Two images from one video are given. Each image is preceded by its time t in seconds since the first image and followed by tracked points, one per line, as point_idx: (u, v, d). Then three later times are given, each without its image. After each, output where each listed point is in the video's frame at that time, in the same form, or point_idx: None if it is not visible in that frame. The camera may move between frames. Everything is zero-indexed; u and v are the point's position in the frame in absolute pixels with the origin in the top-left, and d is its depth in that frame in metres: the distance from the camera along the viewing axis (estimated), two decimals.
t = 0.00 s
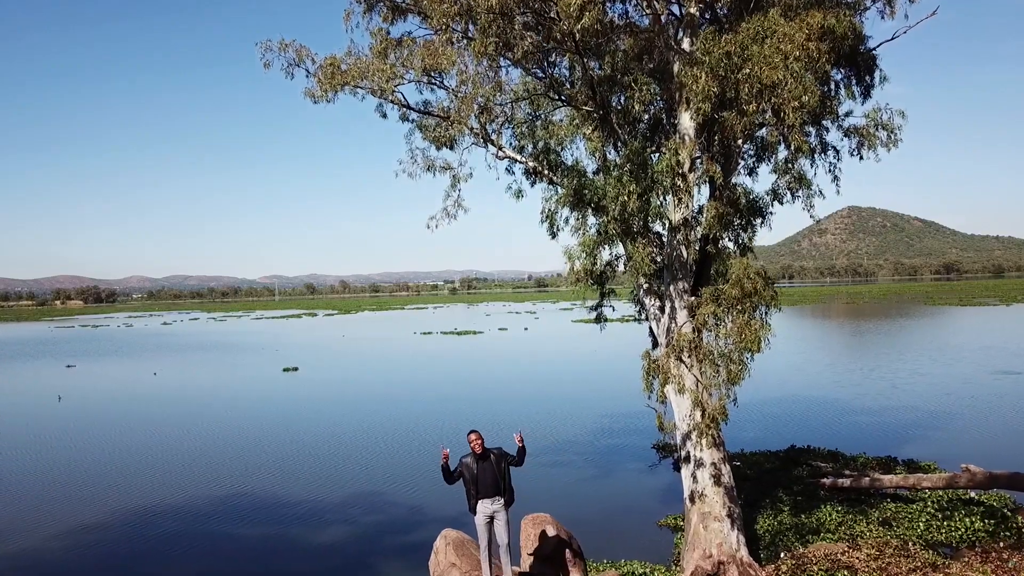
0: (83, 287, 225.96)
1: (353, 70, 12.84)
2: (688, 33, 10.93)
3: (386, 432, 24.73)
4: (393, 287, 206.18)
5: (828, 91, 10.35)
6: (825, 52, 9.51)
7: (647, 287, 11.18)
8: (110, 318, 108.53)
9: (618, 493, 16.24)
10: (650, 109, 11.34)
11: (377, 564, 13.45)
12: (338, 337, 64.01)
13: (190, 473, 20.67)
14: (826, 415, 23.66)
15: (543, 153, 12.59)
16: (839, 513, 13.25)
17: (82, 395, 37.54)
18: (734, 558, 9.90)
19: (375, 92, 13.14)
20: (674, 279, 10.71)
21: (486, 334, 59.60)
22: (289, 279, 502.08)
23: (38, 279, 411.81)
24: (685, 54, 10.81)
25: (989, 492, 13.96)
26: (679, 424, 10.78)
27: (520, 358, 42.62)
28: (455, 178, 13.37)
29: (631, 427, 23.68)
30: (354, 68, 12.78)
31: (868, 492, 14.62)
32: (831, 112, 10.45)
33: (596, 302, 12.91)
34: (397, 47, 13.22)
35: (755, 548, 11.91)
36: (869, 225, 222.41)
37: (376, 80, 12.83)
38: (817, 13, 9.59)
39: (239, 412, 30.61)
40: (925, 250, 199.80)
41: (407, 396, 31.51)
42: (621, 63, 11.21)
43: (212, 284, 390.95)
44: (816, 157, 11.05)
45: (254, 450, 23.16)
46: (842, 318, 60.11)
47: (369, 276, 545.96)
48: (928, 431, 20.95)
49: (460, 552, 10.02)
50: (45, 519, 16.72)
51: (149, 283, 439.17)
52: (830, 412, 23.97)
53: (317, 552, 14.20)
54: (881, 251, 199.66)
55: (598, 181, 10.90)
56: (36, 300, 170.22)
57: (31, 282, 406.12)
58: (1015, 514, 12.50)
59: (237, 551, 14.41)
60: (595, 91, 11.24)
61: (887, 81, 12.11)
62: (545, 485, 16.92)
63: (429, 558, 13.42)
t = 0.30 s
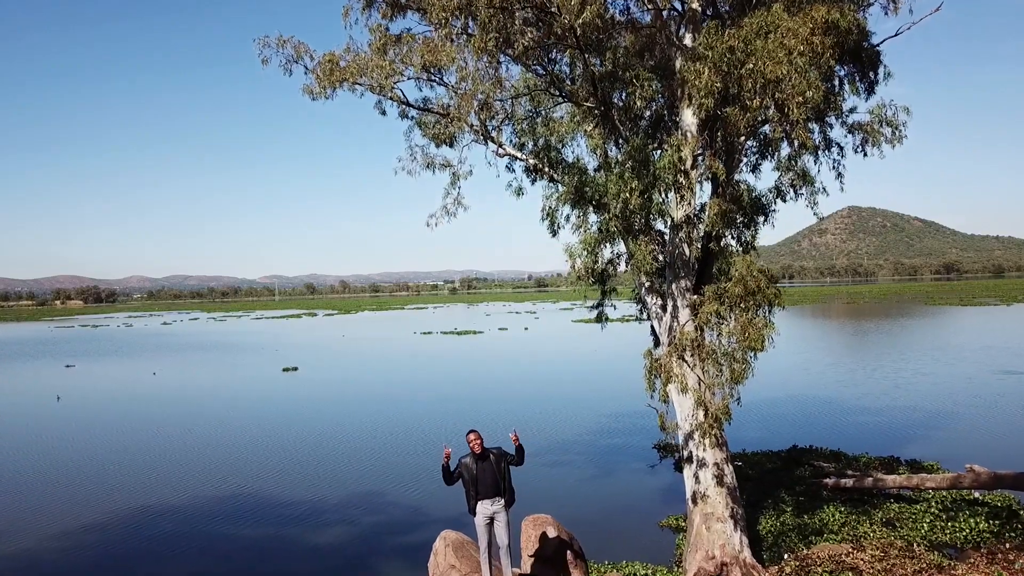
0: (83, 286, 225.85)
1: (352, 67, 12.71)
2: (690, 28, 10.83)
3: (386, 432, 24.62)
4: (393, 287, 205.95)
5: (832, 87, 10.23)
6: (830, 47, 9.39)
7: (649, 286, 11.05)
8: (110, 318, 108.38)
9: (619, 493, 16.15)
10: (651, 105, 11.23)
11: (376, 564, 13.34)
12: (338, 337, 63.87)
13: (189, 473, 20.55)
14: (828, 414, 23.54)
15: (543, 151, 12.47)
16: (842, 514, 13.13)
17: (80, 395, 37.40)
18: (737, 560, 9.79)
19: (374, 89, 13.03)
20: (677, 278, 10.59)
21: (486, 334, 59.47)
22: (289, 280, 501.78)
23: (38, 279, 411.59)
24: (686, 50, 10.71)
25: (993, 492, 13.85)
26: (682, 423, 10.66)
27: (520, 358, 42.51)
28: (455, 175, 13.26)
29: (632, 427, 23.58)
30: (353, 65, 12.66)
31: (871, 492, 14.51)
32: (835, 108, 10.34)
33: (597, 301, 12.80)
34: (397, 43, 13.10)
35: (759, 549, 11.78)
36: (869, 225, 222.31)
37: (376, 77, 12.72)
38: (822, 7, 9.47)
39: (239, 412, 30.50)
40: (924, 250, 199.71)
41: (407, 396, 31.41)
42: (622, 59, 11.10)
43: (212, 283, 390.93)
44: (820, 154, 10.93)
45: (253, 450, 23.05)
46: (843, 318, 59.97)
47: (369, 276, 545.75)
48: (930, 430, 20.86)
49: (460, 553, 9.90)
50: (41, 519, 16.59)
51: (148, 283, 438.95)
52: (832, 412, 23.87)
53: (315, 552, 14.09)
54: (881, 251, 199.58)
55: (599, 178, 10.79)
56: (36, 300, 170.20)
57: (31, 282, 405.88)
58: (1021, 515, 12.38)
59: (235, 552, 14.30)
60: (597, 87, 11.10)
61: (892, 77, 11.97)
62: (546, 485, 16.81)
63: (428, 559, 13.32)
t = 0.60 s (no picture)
0: (83, 287, 225.83)
1: (351, 63, 12.59)
2: (692, 23, 10.74)
3: (385, 432, 24.51)
4: (393, 287, 205.72)
5: (836, 83, 10.13)
6: (834, 42, 9.29)
7: (650, 284, 10.94)
8: (109, 318, 108.08)
9: (619, 492, 16.08)
10: (653, 102, 11.12)
11: (374, 565, 13.23)
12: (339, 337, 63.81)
13: (188, 473, 20.44)
14: (829, 414, 23.44)
15: (544, 148, 12.37)
16: (844, 514, 13.03)
17: (79, 395, 37.26)
18: (739, 561, 9.70)
19: (373, 86, 12.90)
20: (678, 276, 10.48)
21: (486, 334, 59.38)
22: (288, 280, 501.56)
23: (37, 280, 411.29)
24: (688, 46, 10.62)
25: (997, 493, 13.73)
26: (683, 423, 10.54)
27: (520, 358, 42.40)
28: (454, 173, 13.15)
29: (632, 427, 23.51)
30: (351, 61, 12.54)
31: (873, 492, 14.41)
32: (838, 104, 10.24)
33: (598, 300, 12.68)
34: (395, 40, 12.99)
35: (760, 550, 11.67)
36: (869, 224, 222.16)
37: (374, 74, 12.60)
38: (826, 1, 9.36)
39: (238, 412, 30.42)
40: (924, 250, 199.58)
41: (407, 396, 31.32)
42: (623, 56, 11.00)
43: (212, 283, 390.90)
44: (823, 151, 10.83)
45: (252, 450, 22.96)
46: (844, 318, 59.85)
47: (369, 276, 545.91)
48: (932, 430, 20.77)
49: (459, 554, 9.78)
50: (37, 520, 16.49)
51: (148, 283, 439.17)
52: (833, 412, 23.80)
53: (313, 552, 13.99)
54: (880, 251, 199.48)
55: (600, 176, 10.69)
56: (36, 300, 169.92)
57: (32, 283, 405.45)
58: None
59: (232, 552, 14.20)
60: (598, 83, 10.99)
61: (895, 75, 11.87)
62: (546, 486, 16.70)
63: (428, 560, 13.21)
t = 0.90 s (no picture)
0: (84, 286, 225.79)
1: (349, 57, 12.48)
2: (694, 16, 10.63)
3: (384, 431, 24.38)
4: (393, 287, 205.51)
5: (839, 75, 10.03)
6: (838, 32, 9.19)
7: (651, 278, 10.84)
8: (113, 318, 107.14)
9: (620, 491, 15.98)
10: (654, 95, 11.01)
11: (372, 564, 13.10)
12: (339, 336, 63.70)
13: (185, 472, 20.28)
14: (830, 413, 23.37)
15: (544, 142, 12.26)
16: (847, 511, 12.93)
17: (78, 394, 37.15)
18: (742, 558, 9.61)
19: (371, 80, 12.79)
20: (680, 270, 10.37)
21: (487, 333, 59.27)
22: (288, 280, 501.19)
23: (37, 280, 410.83)
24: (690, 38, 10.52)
25: (1001, 490, 13.64)
26: (685, 418, 10.44)
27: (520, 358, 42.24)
28: (453, 168, 13.05)
29: (633, 426, 23.43)
30: (349, 55, 12.44)
31: (876, 490, 14.31)
32: (841, 96, 10.16)
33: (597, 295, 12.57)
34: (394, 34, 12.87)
35: (763, 547, 11.57)
36: (869, 224, 222.09)
37: (373, 67, 12.49)
38: None
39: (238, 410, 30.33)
40: (924, 250, 199.37)
41: (408, 395, 31.24)
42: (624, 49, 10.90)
43: (212, 283, 390.90)
44: (827, 144, 10.74)
45: (251, 449, 22.86)
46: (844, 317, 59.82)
47: (369, 275, 545.84)
48: (934, 428, 20.68)
49: (458, 550, 9.62)
50: (34, 518, 16.37)
51: (148, 283, 439.03)
52: (835, 411, 23.71)
53: (312, 551, 13.87)
54: (880, 251, 199.32)
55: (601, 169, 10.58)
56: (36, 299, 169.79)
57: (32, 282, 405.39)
58: None
59: (230, 550, 14.09)
60: (599, 76, 10.87)
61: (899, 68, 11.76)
62: (548, 485, 16.57)
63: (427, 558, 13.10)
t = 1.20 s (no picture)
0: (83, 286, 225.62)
1: (347, 49, 12.36)
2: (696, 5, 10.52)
3: (383, 429, 24.25)
4: (393, 287, 205.27)
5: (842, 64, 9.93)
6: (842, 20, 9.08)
7: (652, 272, 10.75)
8: (111, 318, 106.95)
9: (621, 488, 15.88)
10: (655, 86, 10.90)
11: (370, 562, 12.93)
12: (338, 335, 63.60)
13: (182, 470, 20.13)
14: (831, 410, 23.29)
15: (544, 135, 12.15)
16: (850, 508, 12.82)
17: (76, 392, 36.99)
18: (745, 553, 9.47)
19: (369, 72, 12.66)
20: (681, 263, 10.25)
21: (486, 332, 59.22)
22: (288, 280, 500.77)
23: (37, 280, 410.61)
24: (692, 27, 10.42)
25: (1005, 486, 13.53)
26: (686, 412, 10.33)
27: (520, 357, 42.09)
28: (452, 161, 12.95)
29: (634, 423, 23.33)
30: (348, 46, 12.33)
31: (878, 486, 14.20)
32: (845, 86, 10.06)
33: (597, 290, 12.44)
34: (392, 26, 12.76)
35: (765, 542, 11.45)
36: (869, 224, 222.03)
37: (371, 60, 12.37)
38: None
39: (236, 408, 30.23)
40: (924, 250, 199.15)
41: (407, 394, 31.11)
42: (625, 39, 10.79)
43: (211, 283, 390.82)
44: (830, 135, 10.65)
45: (249, 446, 22.74)
46: (843, 316, 59.80)
47: (368, 275, 545.70)
48: (936, 426, 20.60)
49: (457, 543, 9.47)
50: (29, 515, 16.24)
51: (148, 283, 439.20)
52: (835, 408, 23.62)
53: (310, 549, 13.73)
54: (880, 251, 199.10)
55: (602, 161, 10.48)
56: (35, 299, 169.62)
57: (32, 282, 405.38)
58: None
59: (226, 548, 13.94)
60: (600, 66, 10.75)
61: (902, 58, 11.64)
62: (547, 482, 16.45)
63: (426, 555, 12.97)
